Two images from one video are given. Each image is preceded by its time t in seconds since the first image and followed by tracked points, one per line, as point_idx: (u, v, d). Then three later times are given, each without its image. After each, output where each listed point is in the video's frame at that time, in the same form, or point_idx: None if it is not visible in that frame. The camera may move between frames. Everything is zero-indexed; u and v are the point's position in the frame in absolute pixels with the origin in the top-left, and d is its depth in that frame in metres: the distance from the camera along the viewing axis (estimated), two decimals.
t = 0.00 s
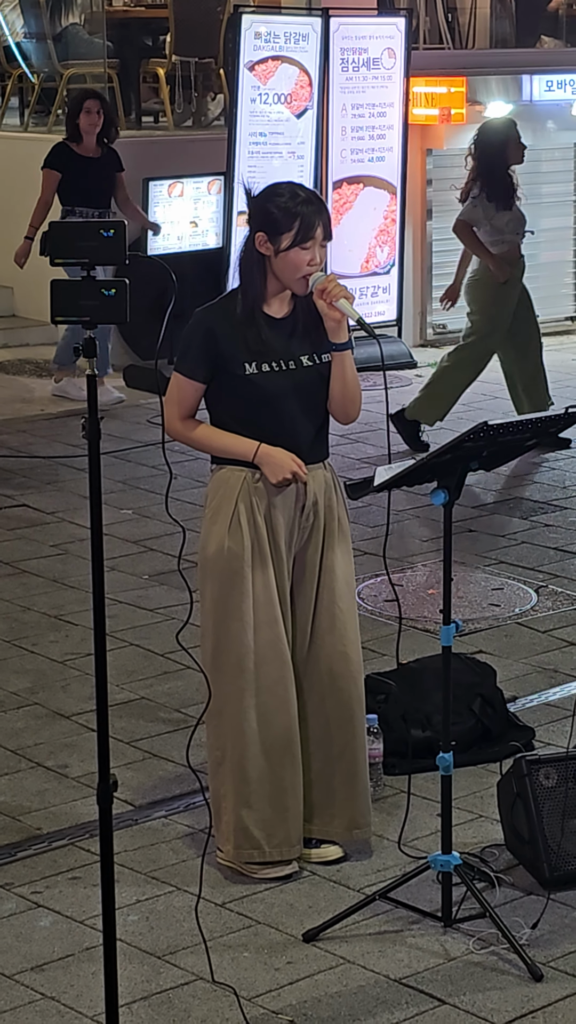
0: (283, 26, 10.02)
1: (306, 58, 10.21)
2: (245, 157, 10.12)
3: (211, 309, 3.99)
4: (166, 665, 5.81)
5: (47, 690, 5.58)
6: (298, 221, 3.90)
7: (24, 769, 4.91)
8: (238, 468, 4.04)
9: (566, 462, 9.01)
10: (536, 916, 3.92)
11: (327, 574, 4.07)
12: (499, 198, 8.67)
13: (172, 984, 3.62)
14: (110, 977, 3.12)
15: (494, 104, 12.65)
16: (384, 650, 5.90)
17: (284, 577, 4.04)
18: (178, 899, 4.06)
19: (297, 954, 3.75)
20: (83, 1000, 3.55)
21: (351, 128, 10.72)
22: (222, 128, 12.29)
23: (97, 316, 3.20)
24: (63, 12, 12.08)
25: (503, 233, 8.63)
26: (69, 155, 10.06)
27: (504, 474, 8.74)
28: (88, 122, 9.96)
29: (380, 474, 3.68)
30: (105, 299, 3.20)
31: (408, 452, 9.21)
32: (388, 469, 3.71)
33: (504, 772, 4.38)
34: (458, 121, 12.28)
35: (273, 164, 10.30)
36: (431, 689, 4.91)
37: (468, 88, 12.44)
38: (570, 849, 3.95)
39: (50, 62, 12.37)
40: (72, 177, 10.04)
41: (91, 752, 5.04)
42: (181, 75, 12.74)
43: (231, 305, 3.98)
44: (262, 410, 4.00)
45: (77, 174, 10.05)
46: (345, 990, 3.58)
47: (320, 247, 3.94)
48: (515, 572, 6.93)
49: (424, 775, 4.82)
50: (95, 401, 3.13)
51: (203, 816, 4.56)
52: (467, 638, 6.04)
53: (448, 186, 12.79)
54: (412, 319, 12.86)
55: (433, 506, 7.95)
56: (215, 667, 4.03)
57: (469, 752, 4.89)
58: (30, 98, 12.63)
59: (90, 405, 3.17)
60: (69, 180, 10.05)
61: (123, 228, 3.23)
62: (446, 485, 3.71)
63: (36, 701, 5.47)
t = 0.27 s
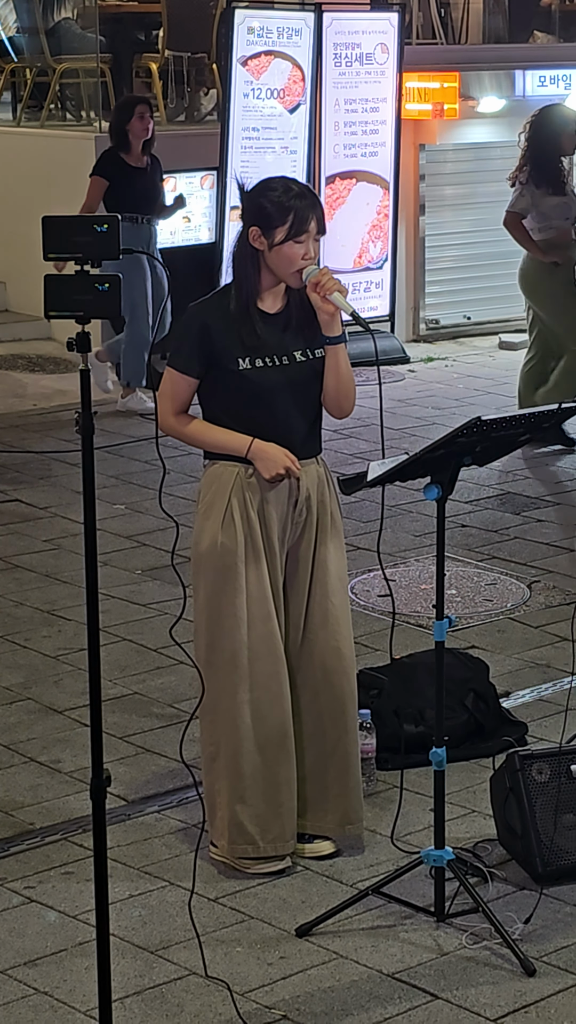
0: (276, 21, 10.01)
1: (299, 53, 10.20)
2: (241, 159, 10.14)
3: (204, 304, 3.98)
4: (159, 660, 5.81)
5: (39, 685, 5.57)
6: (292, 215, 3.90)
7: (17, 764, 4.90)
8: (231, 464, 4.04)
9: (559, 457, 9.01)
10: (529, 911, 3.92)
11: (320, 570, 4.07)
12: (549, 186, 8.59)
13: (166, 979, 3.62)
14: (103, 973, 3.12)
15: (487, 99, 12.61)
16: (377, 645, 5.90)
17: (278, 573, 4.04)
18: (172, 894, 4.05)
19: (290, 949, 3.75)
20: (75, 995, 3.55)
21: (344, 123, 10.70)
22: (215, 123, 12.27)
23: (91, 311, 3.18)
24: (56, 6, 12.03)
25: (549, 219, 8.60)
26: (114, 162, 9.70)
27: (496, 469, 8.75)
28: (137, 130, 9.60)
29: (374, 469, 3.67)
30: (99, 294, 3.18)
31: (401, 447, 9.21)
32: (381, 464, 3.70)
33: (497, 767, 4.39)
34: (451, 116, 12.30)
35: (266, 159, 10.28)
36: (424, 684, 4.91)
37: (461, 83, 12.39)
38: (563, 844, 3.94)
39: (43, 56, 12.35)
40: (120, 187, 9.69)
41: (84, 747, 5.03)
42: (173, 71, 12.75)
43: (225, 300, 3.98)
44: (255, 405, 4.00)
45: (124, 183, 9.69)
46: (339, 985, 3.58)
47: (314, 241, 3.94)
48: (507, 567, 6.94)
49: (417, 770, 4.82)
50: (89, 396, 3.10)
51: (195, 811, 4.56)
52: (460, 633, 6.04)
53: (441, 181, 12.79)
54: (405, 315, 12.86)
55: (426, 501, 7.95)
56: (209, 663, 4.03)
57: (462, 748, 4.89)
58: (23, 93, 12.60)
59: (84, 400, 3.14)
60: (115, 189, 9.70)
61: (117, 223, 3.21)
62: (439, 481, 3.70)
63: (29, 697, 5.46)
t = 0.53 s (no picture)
0: (270, 17, 10.01)
1: (294, 49, 10.19)
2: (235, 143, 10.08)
3: (199, 300, 3.98)
4: (153, 656, 5.80)
5: (34, 681, 5.57)
6: (286, 211, 3.90)
7: (11, 760, 4.90)
8: (226, 460, 4.04)
9: (554, 454, 9.01)
10: (523, 908, 3.92)
11: (314, 566, 4.07)
12: None
13: (160, 975, 3.62)
14: (97, 969, 3.11)
15: (481, 95, 12.58)
16: (371, 641, 5.90)
17: (272, 569, 4.04)
18: (166, 890, 4.05)
19: (285, 945, 3.75)
20: (70, 991, 3.55)
21: (338, 119, 10.69)
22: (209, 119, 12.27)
23: (86, 308, 3.18)
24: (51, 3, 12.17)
25: None
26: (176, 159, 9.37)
27: (490, 466, 8.75)
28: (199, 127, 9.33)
29: (368, 465, 3.67)
30: (93, 290, 3.18)
31: (396, 444, 9.21)
32: (375, 460, 3.70)
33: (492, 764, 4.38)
34: (445, 112, 12.21)
35: (261, 154, 10.28)
36: (418, 680, 4.92)
37: (456, 79, 12.44)
38: (556, 841, 3.95)
39: (37, 52, 12.44)
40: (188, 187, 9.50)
41: (78, 743, 5.03)
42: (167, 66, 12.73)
43: (220, 296, 3.98)
44: (249, 401, 4.00)
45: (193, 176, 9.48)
46: (333, 981, 3.58)
47: (309, 238, 3.94)
48: (501, 563, 6.94)
49: (412, 766, 4.82)
50: (83, 393, 3.08)
51: (189, 808, 4.56)
52: (454, 629, 6.05)
53: (435, 177, 12.79)
54: (399, 311, 12.86)
55: (420, 498, 7.95)
56: (203, 659, 4.02)
57: (456, 744, 4.89)
58: (17, 89, 12.59)
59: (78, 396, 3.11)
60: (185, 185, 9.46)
61: (112, 219, 3.20)
62: (433, 477, 3.70)
63: (23, 692, 5.46)
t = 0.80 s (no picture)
0: (266, 14, 10.00)
1: (289, 46, 10.20)
2: (234, 136, 10.00)
3: (195, 297, 3.98)
4: (148, 653, 5.80)
5: (29, 678, 5.57)
6: (283, 208, 3.89)
7: (6, 757, 4.90)
8: (221, 457, 4.04)
9: (549, 451, 9.01)
10: (518, 904, 3.92)
11: (309, 563, 4.07)
12: None
13: (156, 972, 3.62)
14: (92, 971, 3.11)
15: (477, 92, 12.56)
16: (366, 639, 5.90)
17: (267, 566, 4.04)
18: (161, 887, 4.06)
19: (280, 942, 3.76)
20: (66, 988, 3.55)
21: (334, 116, 10.67)
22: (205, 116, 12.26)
23: (80, 304, 3.18)
24: None
25: None
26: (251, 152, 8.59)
27: (486, 463, 8.75)
28: (268, 122, 8.82)
29: (363, 462, 3.66)
30: (89, 287, 3.18)
31: (391, 441, 9.21)
32: (371, 457, 3.70)
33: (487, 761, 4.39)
34: (441, 109, 12.28)
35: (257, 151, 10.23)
36: (413, 676, 4.92)
37: (451, 76, 12.36)
38: (552, 837, 3.97)
39: (32, 49, 12.35)
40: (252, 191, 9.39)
41: (74, 741, 5.03)
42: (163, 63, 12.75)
43: (216, 293, 3.98)
44: (246, 398, 3.99)
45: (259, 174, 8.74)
46: (328, 978, 3.58)
47: (305, 235, 3.93)
48: (497, 560, 6.94)
49: (407, 763, 4.82)
50: (78, 390, 3.08)
51: (185, 804, 4.56)
52: (449, 627, 6.05)
53: (430, 174, 12.78)
54: (395, 308, 12.88)
55: (416, 495, 7.95)
56: (199, 657, 4.02)
57: (452, 741, 4.89)
58: (13, 87, 12.57)
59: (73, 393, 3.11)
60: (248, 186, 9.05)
61: (107, 215, 3.20)
62: (429, 475, 3.71)
63: (19, 689, 5.46)
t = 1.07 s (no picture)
0: (262, 10, 10.00)
1: (286, 42, 10.20)
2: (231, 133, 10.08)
3: (192, 293, 3.97)
4: (144, 649, 5.80)
5: (25, 673, 5.57)
6: (282, 205, 3.89)
7: (2, 752, 4.90)
8: (218, 454, 4.03)
9: (545, 447, 9.01)
10: (513, 900, 3.93)
11: (305, 560, 4.07)
12: None
13: (152, 967, 3.63)
14: (89, 962, 3.12)
15: (474, 88, 12.66)
16: (362, 635, 5.90)
17: (263, 563, 4.04)
18: (157, 882, 4.06)
19: (276, 937, 3.76)
20: (62, 983, 3.55)
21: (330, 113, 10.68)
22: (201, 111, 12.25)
23: (77, 300, 3.17)
24: None
25: None
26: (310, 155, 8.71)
27: (483, 459, 8.75)
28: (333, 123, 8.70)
29: (360, 458, 3.67)
30: (85, 283, 3.17)
31: (388, 437, 9.21)
32: (367, 453, 3.70)
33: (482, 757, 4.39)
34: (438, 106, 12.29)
35: (253, 147, 10.22)
36: (409, 673, 4.92)
37: (448, 72, 12.42)
38: (548, 833, 3.96)
39: (29, 45, 12.38)
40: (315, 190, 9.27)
41: (69, 736, 5.03)
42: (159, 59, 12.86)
43: (212, 288, 3.97)
44: (242, 394, 3.99)
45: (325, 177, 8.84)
46: (323, 973, 3.59)
47: (303, 231, 3.93)
48: (493, 556, 6.94)
49: (404, 759, 4.83)
50: (75, 386, 3.06)
51: (181, 801, 4.56)
52: (445, 623, 6.05)
53: (427, 170, 12.75)
54: (391, 304, 12.89)
55: (412, 491, 7.95)
56: (195, 653, 4.02)
57: (448, 736, 4.89)
58: (9, 82, 12.56)
59: (70, 389, 3.09)
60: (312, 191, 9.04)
61: (104, 211, 3.19)
62: (425, 470, 3.70)
63: (14, 685, 5.46)
